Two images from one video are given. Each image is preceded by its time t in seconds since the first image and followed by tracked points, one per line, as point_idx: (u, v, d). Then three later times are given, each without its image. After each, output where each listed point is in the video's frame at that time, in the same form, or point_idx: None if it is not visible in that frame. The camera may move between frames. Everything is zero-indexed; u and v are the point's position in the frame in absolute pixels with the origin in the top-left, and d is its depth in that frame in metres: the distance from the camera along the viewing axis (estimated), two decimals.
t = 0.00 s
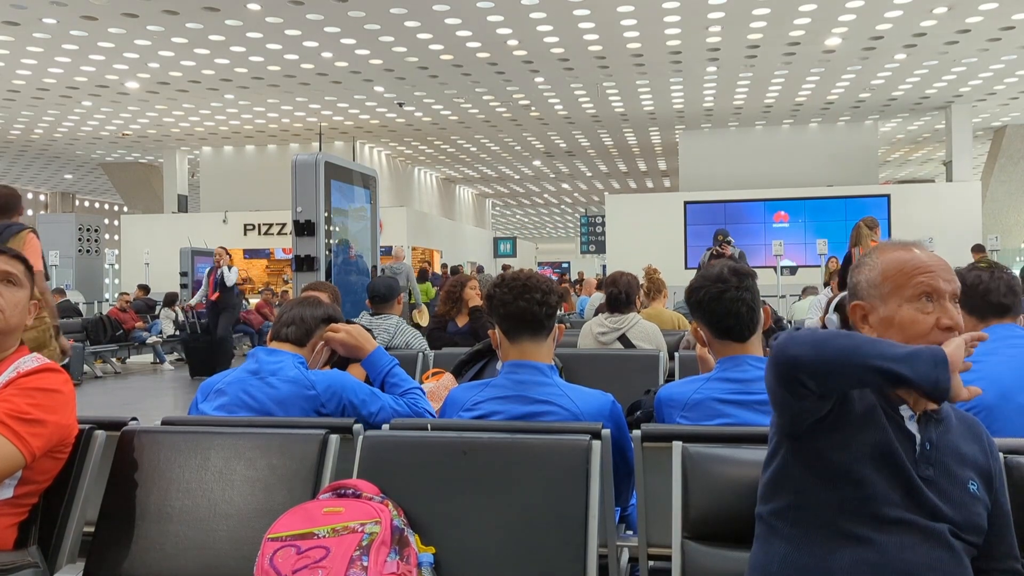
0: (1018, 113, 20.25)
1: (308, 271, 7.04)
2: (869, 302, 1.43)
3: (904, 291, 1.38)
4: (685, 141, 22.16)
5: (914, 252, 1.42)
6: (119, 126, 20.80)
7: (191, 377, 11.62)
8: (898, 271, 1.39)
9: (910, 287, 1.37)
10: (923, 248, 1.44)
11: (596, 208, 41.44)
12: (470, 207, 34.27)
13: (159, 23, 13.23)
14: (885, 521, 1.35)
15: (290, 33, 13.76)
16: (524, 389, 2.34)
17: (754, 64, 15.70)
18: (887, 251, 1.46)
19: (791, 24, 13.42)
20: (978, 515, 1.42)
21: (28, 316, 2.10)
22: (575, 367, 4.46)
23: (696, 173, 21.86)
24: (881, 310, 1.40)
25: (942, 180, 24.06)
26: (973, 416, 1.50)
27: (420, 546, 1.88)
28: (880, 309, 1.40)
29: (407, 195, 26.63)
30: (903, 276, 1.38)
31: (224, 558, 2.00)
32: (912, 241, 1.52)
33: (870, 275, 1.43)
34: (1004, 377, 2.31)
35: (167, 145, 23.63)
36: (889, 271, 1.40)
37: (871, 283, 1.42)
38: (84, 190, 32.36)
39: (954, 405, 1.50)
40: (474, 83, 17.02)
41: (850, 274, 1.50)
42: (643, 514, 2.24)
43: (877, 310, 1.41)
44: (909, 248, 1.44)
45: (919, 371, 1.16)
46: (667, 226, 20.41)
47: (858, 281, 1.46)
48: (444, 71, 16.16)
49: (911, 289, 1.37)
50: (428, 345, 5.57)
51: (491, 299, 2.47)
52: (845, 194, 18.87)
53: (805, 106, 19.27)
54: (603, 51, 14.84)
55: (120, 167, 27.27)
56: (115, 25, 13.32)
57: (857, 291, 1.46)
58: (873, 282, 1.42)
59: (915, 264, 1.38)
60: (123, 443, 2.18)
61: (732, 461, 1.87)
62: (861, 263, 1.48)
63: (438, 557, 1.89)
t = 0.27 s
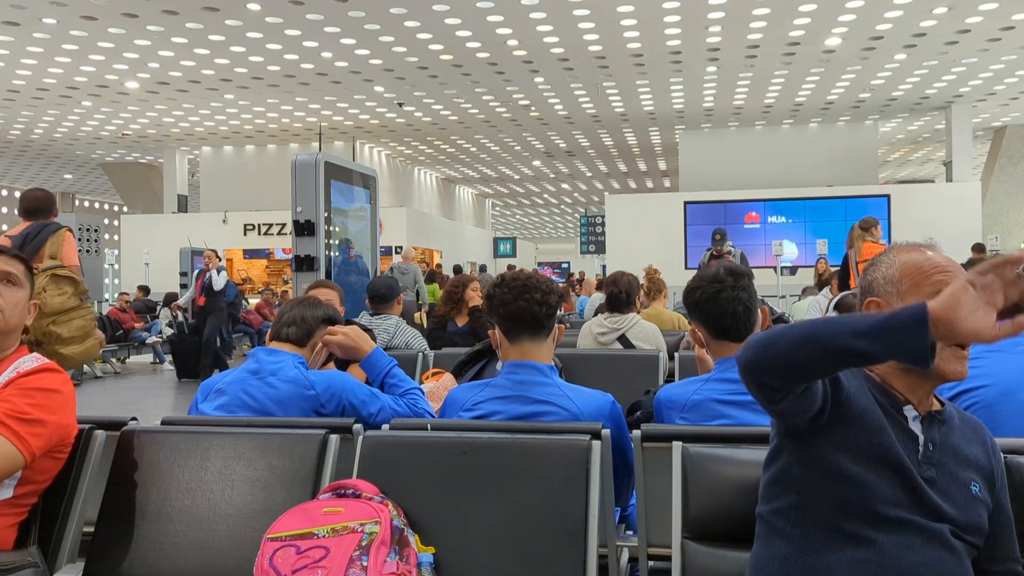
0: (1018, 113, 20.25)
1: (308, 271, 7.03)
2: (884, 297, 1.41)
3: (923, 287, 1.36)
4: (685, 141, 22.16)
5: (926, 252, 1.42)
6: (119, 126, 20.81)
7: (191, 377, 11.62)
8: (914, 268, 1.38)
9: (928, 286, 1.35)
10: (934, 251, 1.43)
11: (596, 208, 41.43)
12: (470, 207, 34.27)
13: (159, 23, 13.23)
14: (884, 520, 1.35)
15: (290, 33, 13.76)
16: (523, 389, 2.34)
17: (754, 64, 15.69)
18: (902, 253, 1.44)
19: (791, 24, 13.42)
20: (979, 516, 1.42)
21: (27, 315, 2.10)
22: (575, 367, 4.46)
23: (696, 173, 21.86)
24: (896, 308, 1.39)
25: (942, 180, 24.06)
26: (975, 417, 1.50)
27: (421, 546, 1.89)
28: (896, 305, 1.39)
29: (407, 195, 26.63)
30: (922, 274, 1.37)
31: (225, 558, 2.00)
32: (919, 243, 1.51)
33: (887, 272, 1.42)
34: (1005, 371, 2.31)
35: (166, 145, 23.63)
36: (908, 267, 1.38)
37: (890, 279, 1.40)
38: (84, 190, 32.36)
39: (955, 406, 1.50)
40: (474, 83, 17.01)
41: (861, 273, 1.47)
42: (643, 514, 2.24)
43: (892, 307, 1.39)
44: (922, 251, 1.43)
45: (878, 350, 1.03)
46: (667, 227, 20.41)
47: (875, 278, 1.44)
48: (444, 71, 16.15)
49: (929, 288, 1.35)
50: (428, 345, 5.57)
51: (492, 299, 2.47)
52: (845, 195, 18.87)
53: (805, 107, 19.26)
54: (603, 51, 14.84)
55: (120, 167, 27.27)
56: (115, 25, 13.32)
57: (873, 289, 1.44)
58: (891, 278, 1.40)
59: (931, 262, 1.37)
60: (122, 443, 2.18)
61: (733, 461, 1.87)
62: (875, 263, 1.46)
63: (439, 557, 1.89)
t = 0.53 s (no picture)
0: (1017, 113, 20.25)
1: (308, 271, 7.03)
2: (885, 298, 1.41)
3: (924, 288, 1.37)
4: (685, 141, 22.16)
5: (926, 252, 1.43)
6: (119, 126, 20.82)
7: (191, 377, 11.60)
8: (914, 268, 1.39)
9: (929, 284, 1.37)
10: (931, 249, 1.45)
11: (596, 208, 41.44)
12: (470, 207, 34.27)
13: (159, 23, 13.23)
14: (884, 522, 1.35)
15: (290, 33, 13.76)
16: (523, 388, 2.34)
17: (754, 64, 15.70)
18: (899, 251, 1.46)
19: (791, 25, 13.42)
20: (980, 516, 1.42)
21: (28, 315, 2.10)
22: (574, 366, 4.46)
23: (695, 173, 21.87)
24: (899, 306, 1.39)
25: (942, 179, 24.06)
26: (974, 417, 1.50)
27: (420, 545, 1.89)
28: (898, 305, 1.39)
29: (407, 195, 26.63)
30: (922, 273, 1.38)
31: (225, 558, 2.00)
32: (920, 241, 1.52)
33: (887, 272, 1.42)
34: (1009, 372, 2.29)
35: (166, 145, 23.64)
36: (907, 269, 1.39)
37: (890, 279, 1.41)
38: (84, 190, 32.36)
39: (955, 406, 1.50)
40: (473, 83, 17.01)
41: (860, 273, 1.49)
42: (642, 513, 2.24)
43: (895, 306, 1.39)
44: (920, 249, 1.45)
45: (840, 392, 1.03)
46: (666, 227, 20.41)
47: (875, 277, 1.45)
48: (444, 71, 16.16)
49: (930, 286, 1.37)
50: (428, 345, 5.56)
51: (492, 299, 2.48)
52: (845, 195, 18.87)
53: (804, 107, 19.27)
54: (603, 51, 14.84)
55: (120, 167, 27.29)
56: (115, 25, 13.32)
57: (872, 289, 1.44)
58: (890, 278, 1.41)
59: (931, 262, 1.39)
60: (122, 443, 2.18)
61: (731, 462, 1.87)
62: (873, 262, 1.48)
63: (438, 557, 1.89)
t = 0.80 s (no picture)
0: (1017, 113, 20.25)
1: (308, 271, 7.04)
2: (893, 305, 1.42)
3: (934, 297, 1.39)
4: (684, 141, 22.17)
5: (933, 256, 1.45)
6: (119, 126, 20.83)
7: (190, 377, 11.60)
8: (925, 275, 1.40)
9: (941, 294, 1.39)
10: (939, 253, 1.47)
11: (596, 208, 41.46)
12: (470, 207, 34.28)
13: (159, 23, 13.23)
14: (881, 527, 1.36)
15: (290, 33, 13.76)
16: (523, 388, 2.34)
17: (754, 64, 15.69)
18: (909, 254, 1.46)
19: (790, 24, 13.42)
20: (981, 517, 1.42)
21: (27, 315, 2.10)
22: (574, 366, 4.46)
23: (695, 174, 21.87)
24: (908, 314, 1.40)
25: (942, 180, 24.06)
26: (975, 417, 1.50)
27: (420, 545, 1.89)
28: (907, 313, 1.40)
29: (406, 195, 26.64)
30: (932, 281, 1.39)
31: (225, 557, 2.00)
32: (922, 244, 1.54)
33: (896, 277, 1.43)
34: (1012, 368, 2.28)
35: (166, 145, 23.64)
36: (917, 273, 1.41)
37: (899, 285, 1.42)
38: (84, 190, 32.38)
39: (956, 407, 1.50)
40: (473, 83, 17.01)
41: (867, 275, 1.49)
42: (642, 513, 2.25)
43: (903, 314, 1.41)
44: (928, 252, 1.46)
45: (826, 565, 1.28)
46: (666, 227, 20.41)
47: (880, 281, 1.45)
48: (444, 71, 16.16)
49: (942, 296, 1.39)
50: (427, 345, 5.55)
51: (491, 298, 2.48)
52: (844, 195, 18.87)
53: (804, 106, 19.27)
54: (603, 51, 14.84)
55: (120, 167, 27.30)
56: (115, 25, 13.32)
57: (879, 294, 1.45)
58: (899, 284, 1.42)
59: (941, 270, 1.40)
60: (123, 443, 2.18)
61: (732, 460, 1.87)
62: (881, 265, 1.47)
63: (438, 556, 1.89)
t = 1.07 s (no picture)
0: (1017, 113, 20.26)
1: (307, 271, 7.03)
2: (882, 315, 1.41)
3: (922, 307, 1.38)
4: (684, 141, 22.17)
5: (923, 261, 1.43)
6: (119, 126, 20.83)
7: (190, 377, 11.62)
8: (914, 284, 1.39)
9: (932, 303, 1.37)
10: (931, 257, 1.45)
11: (596, 208, 41.47)
12: (470, 207, 34.29)
13: (159, 23, 13.23)
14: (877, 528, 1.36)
15: (290, 33, 13.77)
16: (523, 388, 2.34)
17: (754, 64, 15.70)
18: (899, 259, 1.44)
19: (790, 24, 13.42)
20: (977, 516, 1.42)
21: (27, 314, 2.10)
22: (574, 366, 4.46)
23: (695, 173, 21.88)
24: (897, 324, 1.39)
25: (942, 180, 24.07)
26: (972, 417, 1.50)
27: (419, 544, 1.88)
28: (895, 323, 1.39)
29: (406, 195, 26.65)
30: (921, 291, 1.38)
31: (224, 558, 2.00)
32: (915, 245, 1.52)
33: (884, 287, 1.41)
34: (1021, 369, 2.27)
35: (166, 145, 23.65)
36: (907, 283, 1.39)
37: (888, 295, 1.40)
38: (84, 190, 32.40)
39: (952, 406, 1.49)
40: (473, 83, 17.01)
41: (856, 280, 1.47)
42: (640, 513, 2.24)
43: (892, 324, 1.40)
44: (919, 256, 1.44)
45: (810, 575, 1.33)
46: (666, 227, 20.41)
47: (869, 289, 1.44)
48: (443, 71, 16.16)
49: (932, 306, 1.38)
50: (427, 346, 5.55)
51: (491, 299, 2.48)
52: (844, 195, 18.88)
53: (804, 107, 19.28)
54: (602, 51, 14.84)
55: (120, 167, 27.31)
56: (115, 25, 13.32)
57: (867, 303, 1.43)
58: (889, 294, 1.40)
59: (931, 279, 1.39)
60: (122, 443, 2.18)
61: (732, 461, 1.87)
62: (870, 270, 1.46)
63: (437, 555, 1.89)
